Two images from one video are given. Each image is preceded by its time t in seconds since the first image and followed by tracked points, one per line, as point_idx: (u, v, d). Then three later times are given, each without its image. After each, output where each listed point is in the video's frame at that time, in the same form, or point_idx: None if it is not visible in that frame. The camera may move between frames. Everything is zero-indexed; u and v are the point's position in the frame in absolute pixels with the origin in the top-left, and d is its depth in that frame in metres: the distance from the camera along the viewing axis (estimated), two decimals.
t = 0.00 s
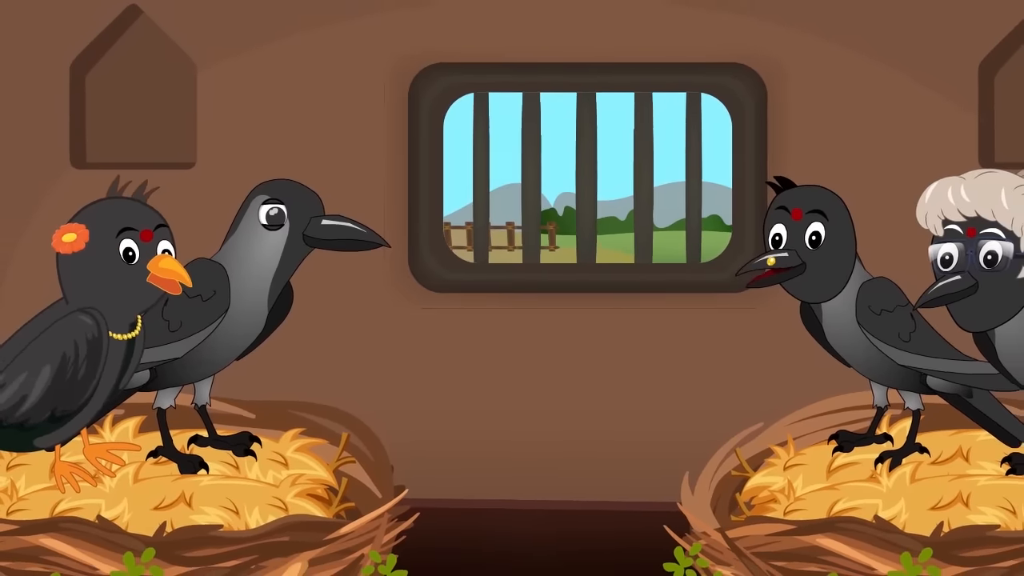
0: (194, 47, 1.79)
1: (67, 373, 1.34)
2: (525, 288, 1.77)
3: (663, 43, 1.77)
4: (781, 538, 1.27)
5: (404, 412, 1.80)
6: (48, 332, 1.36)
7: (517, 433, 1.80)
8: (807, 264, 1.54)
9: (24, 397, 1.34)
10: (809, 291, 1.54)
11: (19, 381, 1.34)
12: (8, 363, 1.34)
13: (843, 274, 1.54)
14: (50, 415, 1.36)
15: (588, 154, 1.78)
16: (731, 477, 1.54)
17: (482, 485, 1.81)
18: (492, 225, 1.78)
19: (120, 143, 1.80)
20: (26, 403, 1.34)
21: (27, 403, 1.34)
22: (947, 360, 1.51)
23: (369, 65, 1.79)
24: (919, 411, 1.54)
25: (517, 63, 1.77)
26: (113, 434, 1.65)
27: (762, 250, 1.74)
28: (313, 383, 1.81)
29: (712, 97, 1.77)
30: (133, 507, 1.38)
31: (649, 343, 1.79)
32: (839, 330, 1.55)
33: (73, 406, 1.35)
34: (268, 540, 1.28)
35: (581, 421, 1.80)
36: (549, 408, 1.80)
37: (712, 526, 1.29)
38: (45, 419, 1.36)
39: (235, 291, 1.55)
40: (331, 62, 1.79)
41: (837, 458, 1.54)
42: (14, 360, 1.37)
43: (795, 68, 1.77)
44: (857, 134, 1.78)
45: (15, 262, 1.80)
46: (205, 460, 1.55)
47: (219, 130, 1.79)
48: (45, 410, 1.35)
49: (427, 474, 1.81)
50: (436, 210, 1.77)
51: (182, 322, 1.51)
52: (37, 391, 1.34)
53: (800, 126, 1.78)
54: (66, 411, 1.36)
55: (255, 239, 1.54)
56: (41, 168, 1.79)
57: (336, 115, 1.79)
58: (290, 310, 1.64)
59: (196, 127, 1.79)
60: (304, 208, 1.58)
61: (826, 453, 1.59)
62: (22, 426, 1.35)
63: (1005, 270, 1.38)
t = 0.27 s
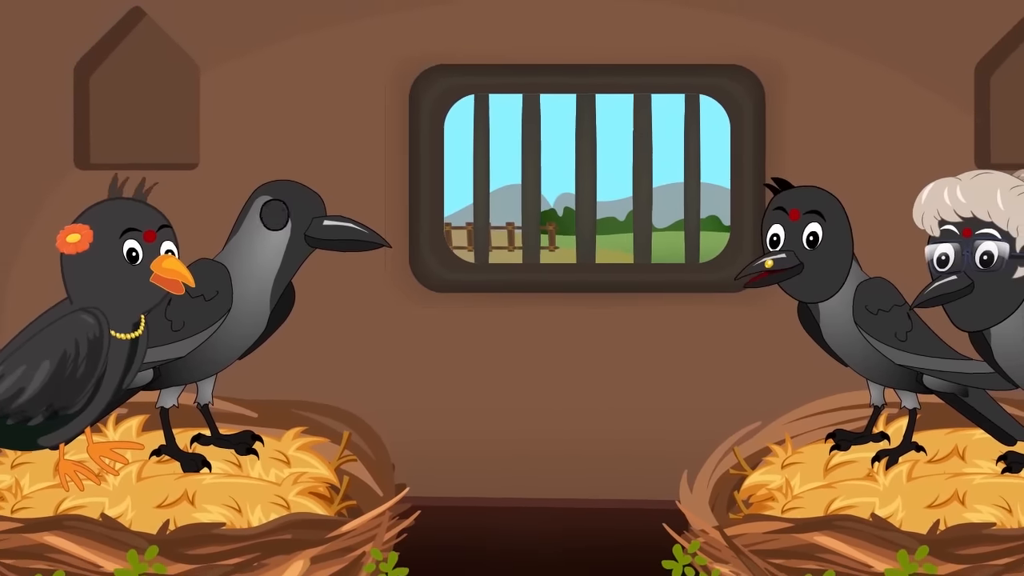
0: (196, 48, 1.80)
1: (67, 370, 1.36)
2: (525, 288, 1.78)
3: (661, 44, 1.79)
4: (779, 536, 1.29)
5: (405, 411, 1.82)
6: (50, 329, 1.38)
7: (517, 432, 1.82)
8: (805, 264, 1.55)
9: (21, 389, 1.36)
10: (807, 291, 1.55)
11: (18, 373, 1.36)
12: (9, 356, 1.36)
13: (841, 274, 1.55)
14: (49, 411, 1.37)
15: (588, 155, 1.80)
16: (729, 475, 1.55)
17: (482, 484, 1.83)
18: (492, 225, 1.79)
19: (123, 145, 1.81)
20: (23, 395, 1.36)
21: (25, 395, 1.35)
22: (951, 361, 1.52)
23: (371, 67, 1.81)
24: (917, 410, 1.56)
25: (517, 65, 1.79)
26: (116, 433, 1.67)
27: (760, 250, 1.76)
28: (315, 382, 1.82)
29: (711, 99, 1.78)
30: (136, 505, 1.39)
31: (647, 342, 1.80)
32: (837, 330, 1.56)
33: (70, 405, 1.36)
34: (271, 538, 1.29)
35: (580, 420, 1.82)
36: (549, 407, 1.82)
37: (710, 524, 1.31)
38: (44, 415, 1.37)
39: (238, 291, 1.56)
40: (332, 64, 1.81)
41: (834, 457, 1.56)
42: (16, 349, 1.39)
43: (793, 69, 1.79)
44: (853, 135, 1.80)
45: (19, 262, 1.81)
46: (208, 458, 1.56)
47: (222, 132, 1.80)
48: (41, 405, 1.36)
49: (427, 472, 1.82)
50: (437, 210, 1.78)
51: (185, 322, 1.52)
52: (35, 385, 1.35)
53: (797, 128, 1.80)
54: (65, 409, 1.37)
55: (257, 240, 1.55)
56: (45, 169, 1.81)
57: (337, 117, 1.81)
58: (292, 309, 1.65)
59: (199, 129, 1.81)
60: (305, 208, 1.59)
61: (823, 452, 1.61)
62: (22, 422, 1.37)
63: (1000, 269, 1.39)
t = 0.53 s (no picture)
0: (198, 51, 1.82)
1: (71, 369, 1.36)
2: (525, 288, 1.80)
3: (660, 46, 1.80)
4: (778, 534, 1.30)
5: (406, 410, 1.84)
6: (54, 328, 1.39)
7: (517, 431, 1.84)
8: (802, 264, 1.56)
9: (25, 389, 1.36)
10: (804, 291, 1.57)
11: (20, 373, 1.36)
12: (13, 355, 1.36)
13: (838, 275, 1.56)
14: (52, 409, 1.38)
15: (587, 156, 1.81)
16: (727, 473, 1.57)
17: (482, 482, 1.84)
18: (492, 226, 1.81)
19: (126, 146, 1.83)
20: (26, 396, 1.36)
21: (28, 395, 1.36)
22: (945, 359, 1.52)
23: (372, 69, 1.82)
24: (912, 409, 1.57)
25: (517, 67, 1.80)
26: (119, 432, 1.68)
27: (757, 251, 1.78)
28: (316, 381, 1.84)
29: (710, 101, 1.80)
30: (139, 503, 1.40)
31: (646, 342, 1.82)
32: (833, 330, 1.57)
33: (74, 404, 1.37)
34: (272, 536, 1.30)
35: (579, 419, 1.84)
36: (548, 406, 1.84)
37: (708, 521, 1.32)
38: (48, 414, 1.38)
39: (240, 291, 1.57)
40: (334, 66, 1.82)
41: (831, 456, 1.57)
42: (21, 348, 1.39)
43: (790, 72, 1.81)
44: (850, 137, 1.81)
45: (24, 263, 1.83)
46: (210, 457, 1.57)
47: (224, 133, 1.82)
48: (45, 404, 1.37)
49: (428, 471, 1.84)
50: (438, 211, 1.80)
51: (187, 321, 1.54)
52: (38, 385, 1.36)
53: (795, 129, 1.81)
54: (68, 407, 1.38)
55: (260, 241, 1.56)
56: (49, 170, 1.82)
57: (339, 118, 1.83)
58: (293, 309, 1.67)
59: (201, 130, 1.83)
60: (307, 208, 1.60)
61: (820, 450, 1.62)
62: (27, 421, 1.38)
63: (996, 270, 1.41)
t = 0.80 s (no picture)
0: (201, 53, 1.84)
1: (77, 370, 1.39)
2: (525, 287, 1.82)
3: (659, 48, 1.81)
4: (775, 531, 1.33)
5: (407, 408, 1.85)
6: (59, 330, 1.40)
7: (517, 429, 1.85)
8: (799, 264, 1.57)
9: (34, 392, 1.39)
10: (801, 291, 1.58)
11: (30, 376, 1.38)
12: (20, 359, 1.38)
13: (835, 274, 1.57)
14: (59, 410, 1.40)
15: (586, 158, 1.83)
16: (725, 471, 1.59)
17: (483, 481, 1.86)
18: (492, 226, 1.83)
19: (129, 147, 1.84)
20: (36, 398, 1.39)
21: (37, 398, 1.38)
22: (932, 358, 1.55)
23: (373, 70, 1.84)
24: (909, 408, 1.59)
25: (517, 68, 1.82)
26: (123, 431, 1.70)
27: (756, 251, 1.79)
28: (318, 381, 1.85)
29: (707, 102, 1.82)
30: (143, 501, 1.42)
31: (645, 341, 1.83)
32: (831, 329, 1.58)
33: (81, 403, 1.40)
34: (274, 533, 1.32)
35: (579, 418, 1.85)
36: (548, 405, 1.85)
37: (706, 520, 1.35)
38: (55, 415, 1.40)
39: (242, 291, 1.59)
40: (335, 68, 1.84)
41: (829, 454, 1.59)
42: (29, 352, 1.41)
43: (787, 73, 1.82)
44: (847, 138, 1.83)
45: (28, 263, 1.84)
46: (213, 455, 1.59)
47: (226, 134, 1.84)
48: (54, 405, 1.39)
49: (429, 470, 1.85)
50: (438, 211, 1.82)
51: (190, 321, 1.56)
52: (47, 387, 1.38)
53: (792, 130, 1.83)
54: (75, 408, 1.40)
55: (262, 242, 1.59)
56: (53, 171, 1.84)
57: (340, 119, 1.84)
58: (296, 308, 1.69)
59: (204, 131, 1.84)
60: (309, 210, 1.62)
61: (817, 449, 1.64)
62: (34, 421, 1.40)
63: (992, 270, 1.42)
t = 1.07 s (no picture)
0: (203, 54, 1.85)
1: (80, 369, 1.40)
2: (525, 287, 1.84)
3: (657, 50, 1.83)
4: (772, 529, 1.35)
5: (407, 407, 1.87)
6: (63, 330, 1.42)
7: (516, 428, 1.87)
8: (797, 264, 1.59)
9: (39, 391, 1.40)
10: (798, 291, 1.59)
11: (34, 375, 1.40)
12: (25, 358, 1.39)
13: (832, 275, 1.58)
14: (64, 409, 1.42)
15: (585, 159, 1.85)
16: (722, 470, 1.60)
17: (483, 479, 1.87)
18: (492, 227, 1.85)
19: (133, 148, 1.86)
20: (41, 397, 1.40)
21: (42, 397, 1.40)
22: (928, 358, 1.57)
23: (374, 72, 1.85)
24: (905, 407, 1.61)
25: (517, 70, 1.83)
26: (126, 429, 1.71)
27: (754, 251, 1.81)
28: (320, 380, 1.87)
29: (706, 104, 1.83)
30: (146, 500, 1.43)
31: (644, 341, 1.85)
32: (827, 329, 1.59)
33: (85, 403, 1.41)
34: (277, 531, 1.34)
35: (578, 417, 1.87)
36: (547, 404, 1.87)
37: (704, 518, 1.37)
38: (60, 414, 1.42)
39: (245, 291, 1.61)
40: (336, 69, 1.86)
41: (825, 453, 1.60)
42: (33, 352, 1.42)
43: (785, 75, 1.84)
44: (844, 139, 1.84)
45: (32, 263, 1.86)
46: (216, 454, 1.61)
47: (229, 135, 1.85)
48: (59, 404, 1.41)
49: (429, 468, 1.87)
50: (439, 211, 1.84)
51: (197, 325, 1.57)
52: (52, 386, 1.40)
53: (790, 131, 1.84)
54: (79, 407, 1.42)
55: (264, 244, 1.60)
56: (57, 172, 1.86)
57: (341, 120, 1.86)
58: (299, 306, 1.70)
59: (206, 133, 1.86)
60: (310, 210, 1.63)
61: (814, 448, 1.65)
62: (40, 420, 1.42)
63: (988, 270, 1.44)
